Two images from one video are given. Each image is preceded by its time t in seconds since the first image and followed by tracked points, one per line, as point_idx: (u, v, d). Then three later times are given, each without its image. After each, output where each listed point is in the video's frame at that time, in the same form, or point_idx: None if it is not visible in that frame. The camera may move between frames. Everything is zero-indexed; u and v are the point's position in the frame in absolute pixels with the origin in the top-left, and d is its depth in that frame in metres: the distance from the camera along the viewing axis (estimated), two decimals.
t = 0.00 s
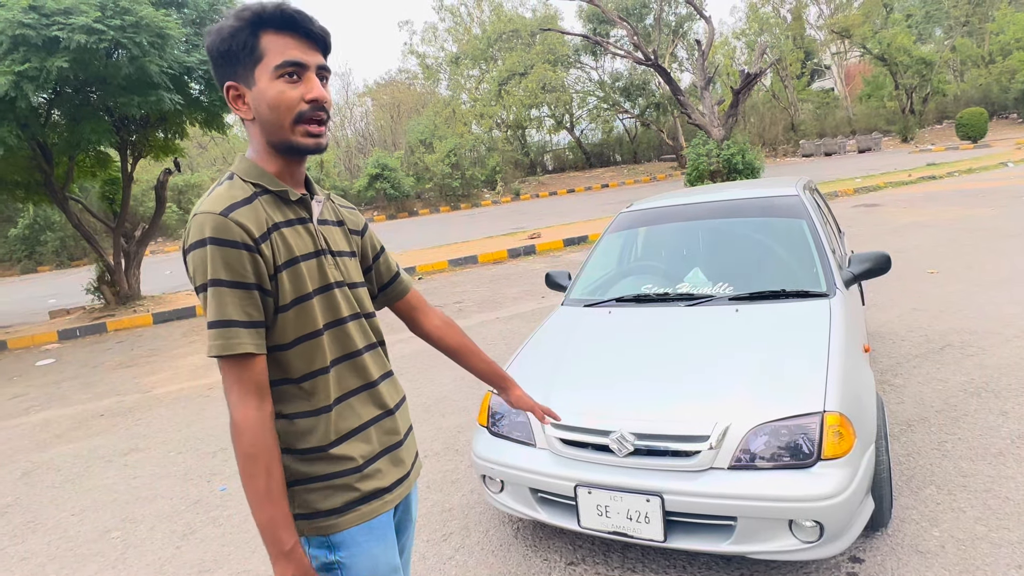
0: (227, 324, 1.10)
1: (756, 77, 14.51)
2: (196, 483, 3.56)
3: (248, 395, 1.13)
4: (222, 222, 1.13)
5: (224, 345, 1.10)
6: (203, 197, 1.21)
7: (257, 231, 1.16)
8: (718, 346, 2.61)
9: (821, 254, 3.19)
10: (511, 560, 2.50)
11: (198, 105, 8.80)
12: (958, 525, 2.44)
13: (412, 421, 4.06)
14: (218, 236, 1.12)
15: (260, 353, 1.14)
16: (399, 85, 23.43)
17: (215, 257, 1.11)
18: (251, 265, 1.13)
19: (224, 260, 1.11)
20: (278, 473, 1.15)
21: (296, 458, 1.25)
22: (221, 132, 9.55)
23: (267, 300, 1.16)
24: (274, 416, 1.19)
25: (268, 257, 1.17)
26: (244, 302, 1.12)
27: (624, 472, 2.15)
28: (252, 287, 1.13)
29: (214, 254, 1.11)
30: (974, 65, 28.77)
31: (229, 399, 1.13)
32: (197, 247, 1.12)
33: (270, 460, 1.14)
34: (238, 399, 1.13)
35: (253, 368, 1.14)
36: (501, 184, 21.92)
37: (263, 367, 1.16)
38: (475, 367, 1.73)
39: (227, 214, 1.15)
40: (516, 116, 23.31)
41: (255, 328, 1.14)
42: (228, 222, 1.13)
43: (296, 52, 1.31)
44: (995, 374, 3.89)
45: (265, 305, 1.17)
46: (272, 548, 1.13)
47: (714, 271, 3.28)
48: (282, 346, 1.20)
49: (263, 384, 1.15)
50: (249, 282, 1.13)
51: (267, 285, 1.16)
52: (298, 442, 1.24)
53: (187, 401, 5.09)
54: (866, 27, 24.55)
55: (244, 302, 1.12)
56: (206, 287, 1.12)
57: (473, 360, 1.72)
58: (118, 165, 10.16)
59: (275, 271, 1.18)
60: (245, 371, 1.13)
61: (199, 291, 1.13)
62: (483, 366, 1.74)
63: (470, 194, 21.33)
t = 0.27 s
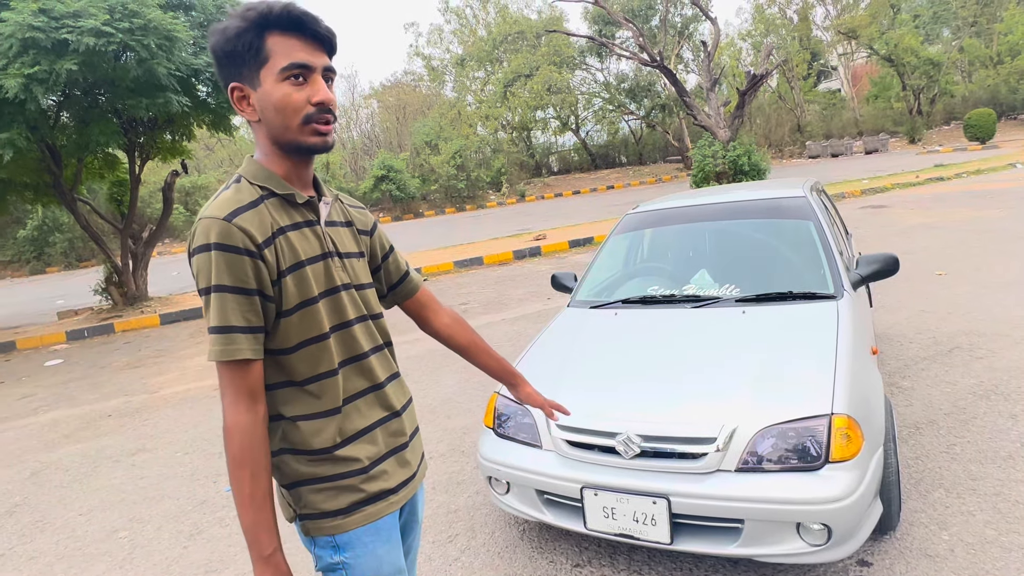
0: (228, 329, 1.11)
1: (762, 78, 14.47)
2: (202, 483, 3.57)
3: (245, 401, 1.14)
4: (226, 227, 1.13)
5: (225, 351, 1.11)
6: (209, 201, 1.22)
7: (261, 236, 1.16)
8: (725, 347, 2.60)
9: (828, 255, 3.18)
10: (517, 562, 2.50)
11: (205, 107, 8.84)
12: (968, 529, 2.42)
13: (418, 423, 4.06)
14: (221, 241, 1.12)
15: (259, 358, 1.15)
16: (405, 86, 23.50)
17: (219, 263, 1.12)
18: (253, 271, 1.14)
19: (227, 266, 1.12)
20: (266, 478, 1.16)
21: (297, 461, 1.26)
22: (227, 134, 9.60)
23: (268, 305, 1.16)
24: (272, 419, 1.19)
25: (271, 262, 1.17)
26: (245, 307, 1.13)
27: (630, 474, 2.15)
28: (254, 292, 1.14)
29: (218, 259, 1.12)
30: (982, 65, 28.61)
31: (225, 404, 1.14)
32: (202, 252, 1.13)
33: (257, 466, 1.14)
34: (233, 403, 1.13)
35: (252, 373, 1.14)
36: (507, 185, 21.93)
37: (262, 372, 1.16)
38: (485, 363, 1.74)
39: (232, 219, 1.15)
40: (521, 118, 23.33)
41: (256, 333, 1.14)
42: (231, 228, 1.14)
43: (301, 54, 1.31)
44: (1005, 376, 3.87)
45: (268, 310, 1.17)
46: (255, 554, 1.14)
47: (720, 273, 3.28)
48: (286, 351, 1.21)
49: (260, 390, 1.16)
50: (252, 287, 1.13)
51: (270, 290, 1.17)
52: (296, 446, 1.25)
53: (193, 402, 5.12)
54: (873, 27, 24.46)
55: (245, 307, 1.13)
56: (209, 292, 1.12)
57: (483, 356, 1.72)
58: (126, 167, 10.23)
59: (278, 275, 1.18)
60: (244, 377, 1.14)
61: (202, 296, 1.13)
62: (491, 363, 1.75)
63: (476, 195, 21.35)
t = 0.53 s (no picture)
0: (229, 335, 1.11)
1: (768, 78, 14.42)
2: (209, 483, 3.59)
3: (247, 405, 1.14)
4: (225, 233, 1.13)
5: (226, 356, 1.11)
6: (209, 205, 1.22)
7: (261, 241, 1.16)
8: (730, 349, 2.59)
9: (835, 257, 3.17)
10: (522, 563, 2.50)
11: (212, 108, 8.88)
12: (976, 532, 2.40)
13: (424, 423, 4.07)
14: (221, 247, 1.12)
15: (262, 363, 1.15)
16: (410, 88, 23.55)
17: (218, 269, 1.11)
18: (254, 277, 1.14)
19: (227, 271, 1.11)
20: (281, 480, 1.16)
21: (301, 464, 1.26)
22: (234, 135, 9.63)
23: (270, 309, 1.16)
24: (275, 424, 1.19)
25: (271, 266, 1.17)
26: (247, 312, 1.13)
27: (635, 476, 2.14)
28: (254, 297, 1.13)
29: (219, 265, 1.12)
30: (990, 65, 28.42)
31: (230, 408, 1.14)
32: (202, 257, 1.13)
33: (270, 468, 1.14)
34: (239, 408, 1.13)
35: (255, 377, 1.14)
36: (512, 186, 21.94)
37: (265, 376, 1.17)
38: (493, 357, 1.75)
39: (232, 224, 1.15)
40: (527, 119, 23.33)
41: (258, 338, 1.14)
42: (231, 233, 1.14)
43: (294, 55, 1.31)
44: (1013, 379, 3.84)
45: (269, 314, 1.17)
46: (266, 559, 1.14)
47: (725, 274, 3.27)
48: (288, 354, 1.21)
49: (262, 394, 1.16)
50: (252, 291, 1.13)
51: (271, 294, 1.16)
52: (300, 448, 1.25)
53: (199, 402, 5.14)
54: (880, 28, 24.33)
55: (247, 312, 1.13)
56: (210, 297, 1.12)
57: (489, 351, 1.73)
58: (133, 168, 10.29)
59: (279, 280, 1.18)
60: (246, 381, 1.14)
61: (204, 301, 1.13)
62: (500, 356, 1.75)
63: (481, 196, 21.38)
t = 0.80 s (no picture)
0: (235, 337, 1.11)
1: (773, 78, 14.38)
2: (214, 482, 3.59)
3: (253, 406, 1.14)
4: (229, 235, 1.13)
5: (232, 359, 1.12)
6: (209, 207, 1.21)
7: (264, 243, 1.16)
8: (733, 349, 2.59)
9: (839, 257, 3.16)
10: (525, 563, 2.50)
11: (217, 108, 8.91)
12: (982, 534, 2.39)
13: (428, 422, 4.08)
14: (225, 249, 1.12)
15: (267, 365, 1.15)
16: (414, 88, 23.59)
17: (223, 270, 1.11)
18: (257, 279, 1.14)
19: (231, 274, 1.12)
20: (294, 481, 1.16)
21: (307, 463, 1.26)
22: (238, 135, 9.66)
23: (274, 311, 1.17)
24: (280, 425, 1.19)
25: (274, 267, 1.17)
26: (251, 314, 1.13)
27: (639, 477, 2.14)
28: (258, 299, 1.14)
29: (223, 266, 1.12)
30: (997, 64, 28.26)
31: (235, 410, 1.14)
32: (205, 260, 1.13)
33: (282, 468, 1.14)
34: (248, 409, 1.14)
35: (260, 378, 1.14)
36: (516, 186, 21.97)
37: (269, 379, 1.17)
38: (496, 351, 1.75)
39: (235, 226, 1.15)
40: (531, 119, 23.34)
41: (262, 340, 1.14)
42: (235, 235, 1.14)
43: (302, 55, 1.32)
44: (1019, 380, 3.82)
45: (273, 315, 1.17)
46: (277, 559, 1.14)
47: (729, 274, 3.27)
48: (292, 355, 1.21)
49: (268, 396, 1.16)
50: (256, 293, 1.13)
51: (275, 295, 1.17)
52: (306, 448, 1.25)
53: (204, 401, 5.16)
54: (885, 27, 24.23)
55: (252, 313, 1.13)
56: (214, 301, 1.13)
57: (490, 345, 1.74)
58: (139, 168, 10.34)
59: (282, 280, 1.18)
60: (252, 382, 1.14)
61: (208, 304, 1.13)
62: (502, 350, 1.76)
63: (485, 196, 21.40)
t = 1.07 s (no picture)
0: (248, 342, 1.10)
1: (776, 77, 14.34)
2: (216, 481, 3.60)
3: (262, 409, 1.14)
4: (240, 238, 1.12)
5: (245, 364, 1.10)
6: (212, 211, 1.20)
7: (273, 246, 1.16)
8: (735, 348, 2.58)
9: (843, 256, 3.15)
10: (528, 562, 2.49)
11: (220, 108, 8.93)
12: (986, 534, 2.38)
13: (430, 421, 4.08)
14: (235, 253, 1.11)
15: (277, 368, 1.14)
16: (416, 87, 23.60)
17: (236, 273, 1.11)
18: (267, 282, 1.13)
19: (243, 277, 1.11)
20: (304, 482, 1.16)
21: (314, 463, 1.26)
22: (240, 134, 9.67)
23: (282, 315, 1.16)
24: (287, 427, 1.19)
25: (284, 270, 1.17)
26: (263, 318, 1.12)
27: (641, 476, 2.14)
28: (268, 303, 1.13)
29: (236, 270, 1.11)
30: (1002, 63, 28.12)
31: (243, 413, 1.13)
32: (215, 265, 1.12)
33: (290, 471, 1.14)
34: (255, 415, 1.13)
35: (270, 382, 1.14)
36: (518, 185, 21.99)
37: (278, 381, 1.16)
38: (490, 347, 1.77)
39: (244, 230, 1.15)
40: (533, 118, 23.32)
41: (272, 343, 1.14)
42: (245, 239, 1.13)
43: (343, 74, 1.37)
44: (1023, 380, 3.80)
45: (281, 320, 1.17)
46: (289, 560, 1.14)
47: (732, 273, 3.26)
48: (300, 358, 1.21)
49: (276, 399, 1.15)
50: (266, 296, 1.13)
51: (283, 298, 1.16)
52: (314, 447, 1.25)
53: (207, 400, 5.16)
54: (889, 25, 24.13)
55: (262, 317, 1.12)
56: (223, 305, 1.12)
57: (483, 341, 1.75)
58: (142, 167, 10.35)
59: (290, 282, 1.18)
60: (262, 385, 1.13)
61: (216, 308, 1.13)
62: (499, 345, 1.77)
63: (487, 195, 21.40)
